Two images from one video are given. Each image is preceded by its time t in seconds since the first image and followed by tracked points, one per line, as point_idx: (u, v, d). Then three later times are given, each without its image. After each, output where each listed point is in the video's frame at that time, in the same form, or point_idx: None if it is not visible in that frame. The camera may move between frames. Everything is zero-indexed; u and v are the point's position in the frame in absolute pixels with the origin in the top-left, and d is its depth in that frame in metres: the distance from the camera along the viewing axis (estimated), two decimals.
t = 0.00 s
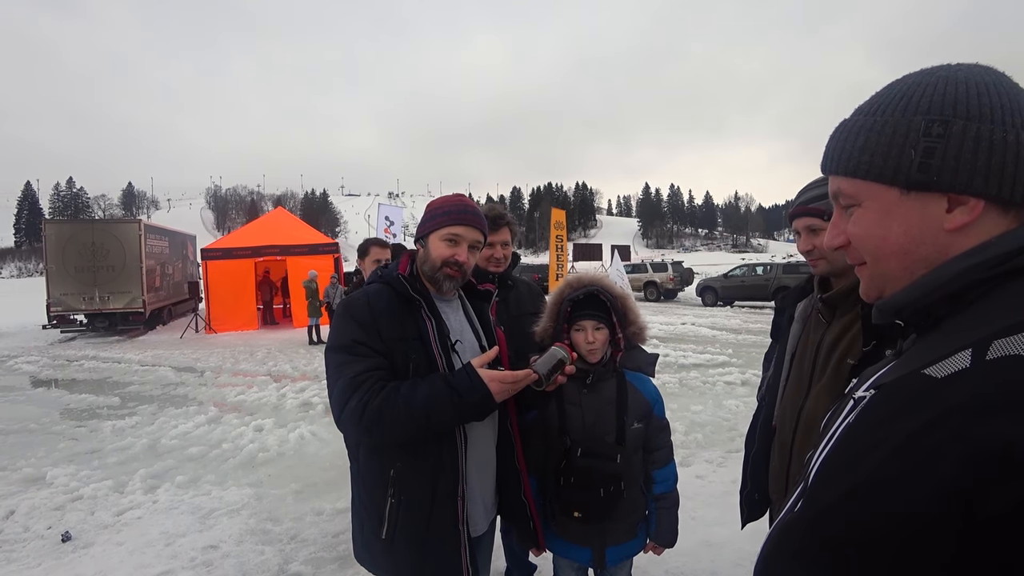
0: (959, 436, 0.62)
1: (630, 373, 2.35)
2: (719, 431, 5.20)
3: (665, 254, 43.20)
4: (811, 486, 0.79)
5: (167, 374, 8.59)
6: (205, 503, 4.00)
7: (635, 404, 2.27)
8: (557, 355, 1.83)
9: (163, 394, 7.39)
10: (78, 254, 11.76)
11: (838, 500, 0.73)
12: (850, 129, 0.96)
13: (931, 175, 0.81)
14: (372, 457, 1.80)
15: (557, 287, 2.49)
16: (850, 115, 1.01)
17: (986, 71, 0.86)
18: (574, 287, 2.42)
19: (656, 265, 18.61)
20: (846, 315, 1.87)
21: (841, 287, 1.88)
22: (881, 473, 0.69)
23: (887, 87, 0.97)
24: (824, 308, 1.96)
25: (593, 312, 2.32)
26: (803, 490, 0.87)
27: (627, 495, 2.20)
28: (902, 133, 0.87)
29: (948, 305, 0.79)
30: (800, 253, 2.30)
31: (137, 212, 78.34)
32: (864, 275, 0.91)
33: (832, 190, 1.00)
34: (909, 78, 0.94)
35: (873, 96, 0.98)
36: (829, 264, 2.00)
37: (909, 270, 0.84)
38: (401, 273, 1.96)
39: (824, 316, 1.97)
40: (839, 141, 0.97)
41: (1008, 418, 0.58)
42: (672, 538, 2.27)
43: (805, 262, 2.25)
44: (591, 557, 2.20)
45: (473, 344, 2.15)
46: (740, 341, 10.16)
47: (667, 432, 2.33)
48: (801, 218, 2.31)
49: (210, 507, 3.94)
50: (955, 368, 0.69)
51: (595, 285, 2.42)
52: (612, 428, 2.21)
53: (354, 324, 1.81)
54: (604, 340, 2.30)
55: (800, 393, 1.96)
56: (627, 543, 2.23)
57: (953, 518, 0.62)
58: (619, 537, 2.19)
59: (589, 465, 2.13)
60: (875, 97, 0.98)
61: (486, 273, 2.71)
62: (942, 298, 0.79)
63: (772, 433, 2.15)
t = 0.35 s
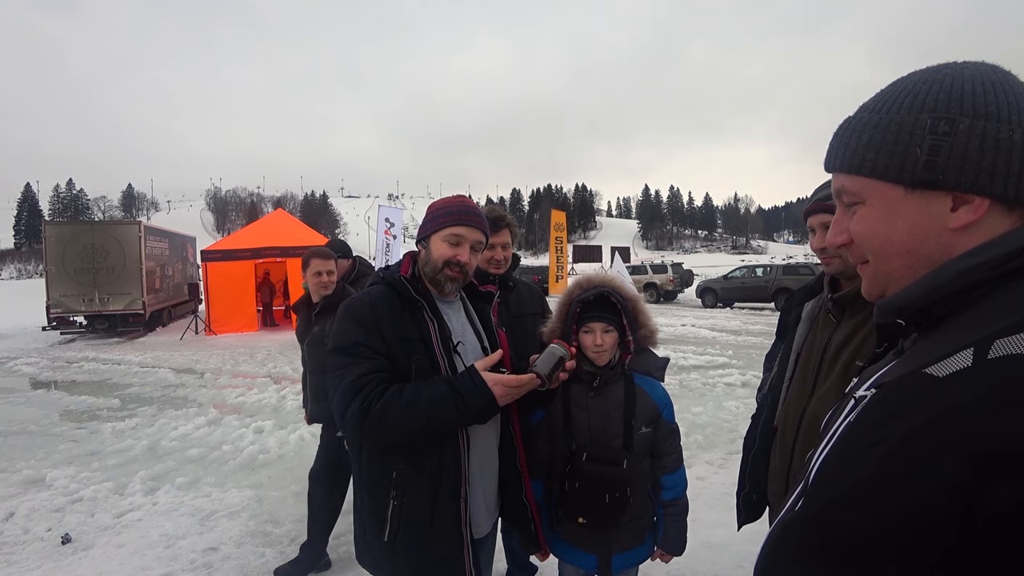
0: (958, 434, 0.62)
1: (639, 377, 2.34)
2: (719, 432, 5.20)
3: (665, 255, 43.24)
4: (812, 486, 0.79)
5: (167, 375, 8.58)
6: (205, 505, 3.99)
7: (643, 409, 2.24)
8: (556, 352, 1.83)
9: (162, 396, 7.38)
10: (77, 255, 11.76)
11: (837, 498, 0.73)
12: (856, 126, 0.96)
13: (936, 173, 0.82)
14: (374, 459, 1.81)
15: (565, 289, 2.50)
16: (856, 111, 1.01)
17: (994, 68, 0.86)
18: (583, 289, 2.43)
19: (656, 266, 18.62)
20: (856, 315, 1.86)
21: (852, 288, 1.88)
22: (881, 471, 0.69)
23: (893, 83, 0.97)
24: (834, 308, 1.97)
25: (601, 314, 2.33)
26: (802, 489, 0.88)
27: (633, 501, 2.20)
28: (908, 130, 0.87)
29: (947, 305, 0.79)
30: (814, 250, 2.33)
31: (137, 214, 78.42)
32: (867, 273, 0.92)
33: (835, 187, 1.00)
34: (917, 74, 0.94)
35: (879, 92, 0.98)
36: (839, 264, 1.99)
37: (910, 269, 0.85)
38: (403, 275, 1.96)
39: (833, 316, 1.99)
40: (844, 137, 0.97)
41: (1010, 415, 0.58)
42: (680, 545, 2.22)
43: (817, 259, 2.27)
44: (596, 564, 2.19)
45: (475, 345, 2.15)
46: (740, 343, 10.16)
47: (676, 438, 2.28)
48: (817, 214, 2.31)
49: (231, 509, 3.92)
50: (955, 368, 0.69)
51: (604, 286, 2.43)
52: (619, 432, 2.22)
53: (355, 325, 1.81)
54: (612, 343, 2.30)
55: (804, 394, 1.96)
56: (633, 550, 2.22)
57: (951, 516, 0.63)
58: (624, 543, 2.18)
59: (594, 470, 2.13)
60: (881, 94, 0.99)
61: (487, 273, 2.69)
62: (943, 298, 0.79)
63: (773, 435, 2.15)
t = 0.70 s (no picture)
0: (959, 436, 0.63)
1: (639, 376, 2.34)
2: (718, 433, 5.20)
3: (663, 255, 43.32)
4: (811, 487, 0.79)
5: (165, 378, 8.56)
6: (204, 508, 3.98)
7: (643, 409, 2.25)
8: (557, 359, 1.82)
9: (160, 398, 7.36)
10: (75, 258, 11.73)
11: (837, 501, 0.73)
12: (859, 124, 0.96)
13: (939, 173, 0.82)
14: (374, 462, 1.80)
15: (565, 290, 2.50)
16: (859, 108, 1.01)
17: (999, 67, 0.86)
18: (583, 290, 2.43)
19: (654, 267, 18.65)
20: (852, 316, 1.87)
21: (848, 289, 1.89)
22: (880, 472, 0.69)
23: (898, 81, 0.97)
24: (829, 309, 1.97)
25: (601, 314, 2.32)
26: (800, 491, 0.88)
27: (634, 500, 2.20)
28: (912, 128, 0.87)
29: (947, 306, 0.80)
30: (809, 251, 2.34)
31: (133, 216, 78.21)
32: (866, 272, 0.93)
33: (835, 185, 1.01)
34: (923, 72, 0.94)
35: (883, 89, 0.98)
36: (835, 265, 2.00)
37: (910, 269, 0.85)
38: (403, 277, 1.96)
39: (828, 316, 1.98)
40: (847, 134, 0.97)
41: (1012, 416, 0.59)
42: (682, 545, 2.23)
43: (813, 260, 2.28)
44: (597, 563, 2.19)
45: (474, 346, 2.15)
46: (739, 343, 10.17)
47: (677, 438, 2.29)
48: (812, 215, 2.32)
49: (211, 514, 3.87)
50: (955, 369, 0.69)
51: (605, 286, 2.43)
52: (620, 432, 2.22)
53: (355, 328, 1.81)
54: (614, 343, 2.31)
55: (802, 395, 1.96)
56: (634, 550, 2.22)
57: (952, 518, 0.63)
58: (625, 543, 2.19)
59: (595, 470, 2.13)
60: (885, 91, 0.99)
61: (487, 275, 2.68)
62: (941, 299, 0.80)
63: (773, 435, 2.15)
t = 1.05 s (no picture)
0: (955, 437, 0.64)
1: (634, 375, 2.35)
2: (719, 432, 5.22)
3: (661, 255, 43.34)
4: (811, 490, 0.80)
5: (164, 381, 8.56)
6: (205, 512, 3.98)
7: (639, 406, 2.27)
8: (557, 365, 1.83)
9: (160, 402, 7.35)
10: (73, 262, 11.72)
11: (837, 503, 0.74)
12: (856, 125, 0.98)
13: (935, 174, 0.83)
14: (374, 465, 1.81)
15: (562, 291, 2.51)
16: (856, 108, 1.03)
17: (995, 69, 0.88)
18: (579, 291, 2.44)
19: (653, 266, 18.67)
20: (847, 315, 1.88)
21: (843, 289, 1.90)
22: (879, 474, 0.70)
23: (895, 81, 0.98)
24: (824, 309, 1.98)
25: (598, 314, 2.33)
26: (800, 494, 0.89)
27: (632, 495, 2.22)
28: (908, 130, 0.89)
29: (942, 307, 0.81)
30: (804, 252, 2.35)
31: (131, 220, 78.06)
32: (861, 273, 0.94)
33: (832, 185, 1.02)
34: (919, 73, 0.95)
35: (880, 89, 0.99)
36: (831, 265, 2.01)
37: (907, 269, 0.87)
38: (403, 280, 1.96)
39: (824, 316, 2.00)
40: (843, 134, 0.99)
41: (1006, 419, 0.60)
42: (677, 535, 2.26)
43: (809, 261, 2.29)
44: (597, 556, 2.21)
45: (474, 349, 2.16)
46: (738, 342, 10.20)
47: (672, 433, 2.31)
48: (807, 216, 2.33)
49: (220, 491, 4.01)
50: (952, 370, 0.70)
51: (601, 287, 2.45)
52: (617, 429, 2.24)
53: (356, 332, 1.82)
54: (610, 343, 2.32)
55: (799, 395, 1.97)
56: (632, 541, 2.24)
57: (949, 520, 0.64)
58: (624, 535, 2.21)
59: (594, 466, 2.14)
60: (882, 92, 1.00)
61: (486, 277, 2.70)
62: (937, 300, 0.82)
63: (770, 435, 2.16)
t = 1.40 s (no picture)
0: (954, 436, 0.65)
1: (627, 369, 2.37)
2: (719, 430, 5.23)
3: (661, 253, 43.35)
4: (811, 490, 0.81)
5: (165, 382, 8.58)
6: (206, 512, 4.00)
7: (632, 399, 2.28)
8: (559, 366, 1.84)
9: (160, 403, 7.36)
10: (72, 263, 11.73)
11: (837, 503, 0.75)
12: (854, 123, 0.99)
13: (932, 173, 0.84)
14: (377, 466, 1.82)
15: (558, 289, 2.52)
16: (854, 108, 1.04)
17: (991, 70, 0.89)
18: (575, 289, 2.45)
19: (653, 265, 18.68)
20: (845, 313, 1.90)
21: (840, 288, 1.91)
22: (879, 474, 0.71)
23: (892, 81, 0.99)
24: (822, 307, 2.00)
25: (593, 311, 2.35)
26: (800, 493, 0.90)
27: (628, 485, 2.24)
28: (906, 129, 0.90)
29: (939, 306, 0.82)
30: (802, 250, 2.36)
31: (130, 221, 78.05)
32: (859, 271, 0.95)
33: (830, 183, 1.03)
34: (916, 73, 0.96)
35: (878, 89, 1.00)
36: (829, 264, 2.02)
37: (904, 268, 0.88)
38: (404, 281, 1.97)
39: (822, 314, 2.01)
40: (842, 133, 1.00)
41: (1004, 418, 0.61)
42: (670, 520, 2.30)
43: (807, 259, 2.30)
44: (595, 544, 2.23)
45: (475, 348, 2.17)
46: (738, 340, 10.21)
47: (665, 423, 2.34)
48: (804, 215, 2.34)
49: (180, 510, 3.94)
50: (950, 369, 0.71)
51: (596, 285, 2.46)
52: (612, 421, 2.25)
53: (358, 333, 1.83)
54: (604, 338, 2.34)
55: (798, 393, 1.98)
56: (628, 528, 2.26)
57: (950, 520, 0.65)
58: (621, 523, 2.22)
59: (592, 460, 2.15)
60: (879, 91, 1.01)
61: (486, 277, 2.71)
62: (935, 299, 0.83)
63: (769, 433, 2.17)
